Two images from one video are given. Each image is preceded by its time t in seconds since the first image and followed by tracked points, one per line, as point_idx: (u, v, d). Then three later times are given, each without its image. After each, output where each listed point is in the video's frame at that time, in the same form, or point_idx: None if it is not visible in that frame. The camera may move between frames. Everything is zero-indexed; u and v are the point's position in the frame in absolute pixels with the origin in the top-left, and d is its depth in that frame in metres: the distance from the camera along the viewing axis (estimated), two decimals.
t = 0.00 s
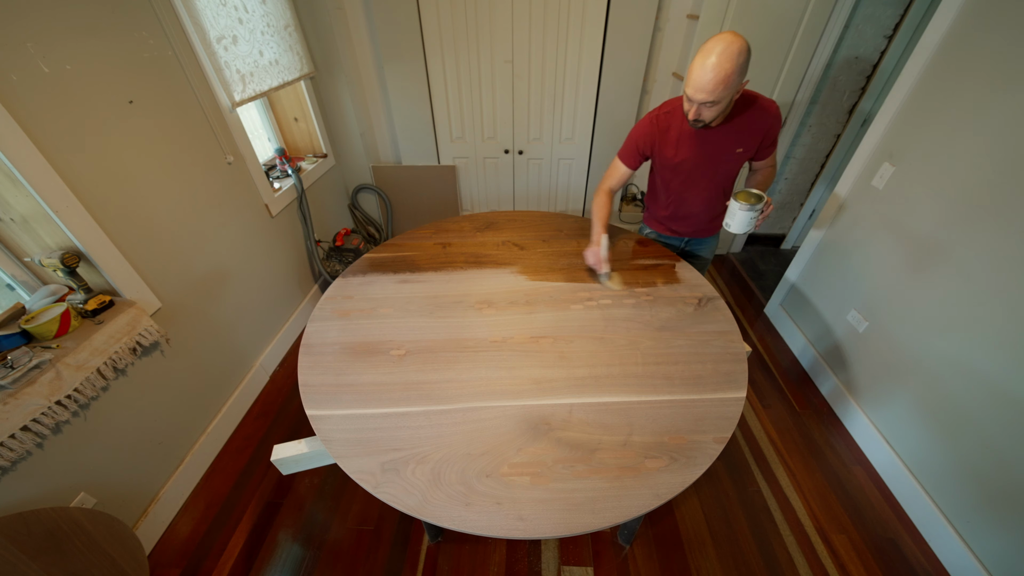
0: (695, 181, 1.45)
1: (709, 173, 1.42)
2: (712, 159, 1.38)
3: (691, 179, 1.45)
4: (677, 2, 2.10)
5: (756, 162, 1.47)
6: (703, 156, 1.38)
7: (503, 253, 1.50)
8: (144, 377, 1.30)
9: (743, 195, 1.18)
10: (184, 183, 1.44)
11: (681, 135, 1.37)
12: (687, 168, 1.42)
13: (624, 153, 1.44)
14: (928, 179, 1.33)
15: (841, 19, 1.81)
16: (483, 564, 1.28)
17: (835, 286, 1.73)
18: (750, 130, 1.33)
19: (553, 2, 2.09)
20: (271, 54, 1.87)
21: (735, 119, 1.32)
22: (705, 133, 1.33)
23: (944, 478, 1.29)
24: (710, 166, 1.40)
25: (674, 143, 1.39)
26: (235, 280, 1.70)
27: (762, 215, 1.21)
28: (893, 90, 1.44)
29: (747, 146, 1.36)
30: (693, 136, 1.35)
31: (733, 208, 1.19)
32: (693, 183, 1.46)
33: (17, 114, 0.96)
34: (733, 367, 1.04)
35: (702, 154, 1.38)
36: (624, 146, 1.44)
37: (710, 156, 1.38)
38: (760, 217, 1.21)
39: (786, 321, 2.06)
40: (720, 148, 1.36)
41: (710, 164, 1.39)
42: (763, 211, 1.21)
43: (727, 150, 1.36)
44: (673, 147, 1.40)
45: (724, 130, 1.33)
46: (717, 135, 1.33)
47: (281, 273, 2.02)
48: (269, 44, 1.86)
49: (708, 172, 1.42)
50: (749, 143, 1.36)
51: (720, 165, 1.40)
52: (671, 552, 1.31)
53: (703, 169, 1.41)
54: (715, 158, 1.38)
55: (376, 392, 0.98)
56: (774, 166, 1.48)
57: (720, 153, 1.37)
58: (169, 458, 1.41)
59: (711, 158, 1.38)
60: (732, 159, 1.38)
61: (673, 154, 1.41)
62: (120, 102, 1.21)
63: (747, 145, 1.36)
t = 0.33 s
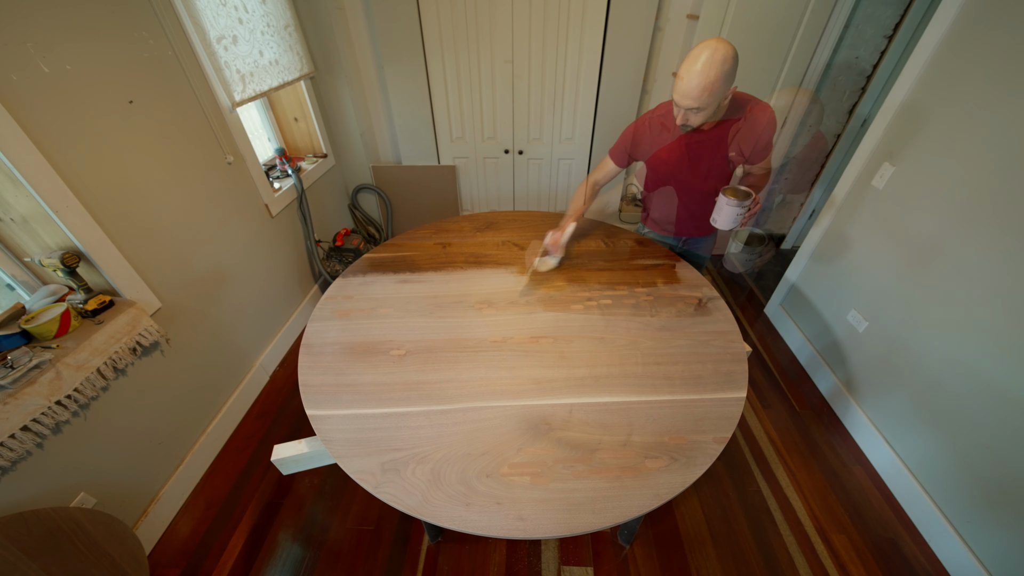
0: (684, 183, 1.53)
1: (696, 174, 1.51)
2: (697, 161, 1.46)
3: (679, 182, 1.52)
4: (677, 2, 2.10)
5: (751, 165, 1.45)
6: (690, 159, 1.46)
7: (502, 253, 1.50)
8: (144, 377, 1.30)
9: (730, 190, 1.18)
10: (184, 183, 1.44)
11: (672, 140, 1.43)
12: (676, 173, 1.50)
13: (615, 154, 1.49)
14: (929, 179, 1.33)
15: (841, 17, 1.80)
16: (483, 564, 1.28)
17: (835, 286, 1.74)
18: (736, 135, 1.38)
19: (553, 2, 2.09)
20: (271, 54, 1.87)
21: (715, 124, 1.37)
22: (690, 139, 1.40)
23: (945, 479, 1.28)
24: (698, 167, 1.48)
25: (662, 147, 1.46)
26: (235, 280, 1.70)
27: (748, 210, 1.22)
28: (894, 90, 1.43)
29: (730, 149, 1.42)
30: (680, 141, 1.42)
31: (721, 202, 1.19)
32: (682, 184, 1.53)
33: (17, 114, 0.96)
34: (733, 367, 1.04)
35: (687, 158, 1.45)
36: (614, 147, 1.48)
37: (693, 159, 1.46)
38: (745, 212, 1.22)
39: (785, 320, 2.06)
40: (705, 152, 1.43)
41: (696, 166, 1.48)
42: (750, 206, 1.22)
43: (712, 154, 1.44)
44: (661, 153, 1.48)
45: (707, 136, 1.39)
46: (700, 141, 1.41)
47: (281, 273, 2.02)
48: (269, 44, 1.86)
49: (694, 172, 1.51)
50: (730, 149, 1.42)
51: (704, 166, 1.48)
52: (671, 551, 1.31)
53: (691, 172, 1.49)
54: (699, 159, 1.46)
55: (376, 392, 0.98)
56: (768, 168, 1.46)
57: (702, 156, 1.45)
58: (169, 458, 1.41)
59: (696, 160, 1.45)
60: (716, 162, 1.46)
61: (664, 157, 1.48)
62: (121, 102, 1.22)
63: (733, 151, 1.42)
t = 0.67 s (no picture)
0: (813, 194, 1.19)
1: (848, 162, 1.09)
2: (831, 157, 1.12)
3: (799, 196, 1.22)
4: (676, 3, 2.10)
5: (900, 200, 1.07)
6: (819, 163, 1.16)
7: (503, 253, 1.50)
8: (144, 377, 1.30)
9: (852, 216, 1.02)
10: (184, 183, 1.44)
11: (799, 139, 1.18)
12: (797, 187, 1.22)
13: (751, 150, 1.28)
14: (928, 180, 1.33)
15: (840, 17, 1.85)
16: (483, 564, 1.28)
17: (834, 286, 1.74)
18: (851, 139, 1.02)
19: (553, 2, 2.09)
20: (271, 54, 1.87)
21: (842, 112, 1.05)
22: (818, 135, 1.13)
23: (944, 478, 1.29)
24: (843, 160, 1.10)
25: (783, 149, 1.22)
26: (235, 280, 1.70)
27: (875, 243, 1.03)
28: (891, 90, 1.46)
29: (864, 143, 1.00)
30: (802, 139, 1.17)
31: (836, 228, 1.03)
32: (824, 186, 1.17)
33: (17, 114, 0.96)
34: (733, 368, 1.04)
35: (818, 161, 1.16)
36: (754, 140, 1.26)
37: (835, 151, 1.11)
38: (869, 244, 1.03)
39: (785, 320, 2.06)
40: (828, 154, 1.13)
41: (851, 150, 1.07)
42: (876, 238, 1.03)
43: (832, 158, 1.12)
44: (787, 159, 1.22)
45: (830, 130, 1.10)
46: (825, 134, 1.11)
47: (281, 273, 2.02)
48: (269, 44, 1.86)
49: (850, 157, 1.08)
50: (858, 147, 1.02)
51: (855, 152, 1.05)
52: (671, 551, 1.31)
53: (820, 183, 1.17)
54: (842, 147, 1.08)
55: (376, 392, 0.98)
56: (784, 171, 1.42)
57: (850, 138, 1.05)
58: (169, 458, 1.40)
59: (829, 161, 1.13)
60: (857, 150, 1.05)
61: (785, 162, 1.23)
62: (121, 102, 1.22)
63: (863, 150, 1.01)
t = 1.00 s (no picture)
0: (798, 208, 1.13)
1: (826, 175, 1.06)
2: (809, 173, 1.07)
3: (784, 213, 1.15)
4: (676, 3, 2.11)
5: (880, 205, 1.13)
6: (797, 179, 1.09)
7: (503, 253, 1.50)
8: (144, 377, 1.30)
9: (826, 225, 0.97)
10: (184, 183, 1.44)
11: (762, 160, 1.11)
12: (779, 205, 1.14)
13: (710, 172, 1.18)
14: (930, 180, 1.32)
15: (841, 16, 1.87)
16: (483, 564, 1.28)
17: (834, 286, 1.74)
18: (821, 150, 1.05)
19: (553, 2, 2.09)
20: (271, 54, 1.87)
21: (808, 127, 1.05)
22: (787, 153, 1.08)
23: (945, 478, 1.28)
24: (821, 174, 1.06)
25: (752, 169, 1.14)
26: (235, 280, 1.70)
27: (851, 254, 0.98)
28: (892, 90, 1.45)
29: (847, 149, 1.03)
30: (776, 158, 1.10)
31: (808, 237, 0.98)
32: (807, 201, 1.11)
33: (17, 114, 0.96)
34: (733, 368, 1.04)
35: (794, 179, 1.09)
36: (715, 162, 1.16)
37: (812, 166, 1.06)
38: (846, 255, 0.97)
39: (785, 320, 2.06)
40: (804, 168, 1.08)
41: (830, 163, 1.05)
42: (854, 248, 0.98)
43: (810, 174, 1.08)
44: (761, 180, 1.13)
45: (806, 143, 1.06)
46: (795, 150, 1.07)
47: (281, 273, 2.02)
48: (269, 44, 1.86)
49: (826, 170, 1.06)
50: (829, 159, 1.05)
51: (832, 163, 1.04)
52: (671, 551, 1.31)
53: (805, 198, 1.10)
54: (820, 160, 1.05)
55: (376, 392, 0.98)
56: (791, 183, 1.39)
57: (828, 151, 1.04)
58: (169, 459, 1.41)
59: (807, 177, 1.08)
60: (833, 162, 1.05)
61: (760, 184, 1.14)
62: (121, 103, 1.22)
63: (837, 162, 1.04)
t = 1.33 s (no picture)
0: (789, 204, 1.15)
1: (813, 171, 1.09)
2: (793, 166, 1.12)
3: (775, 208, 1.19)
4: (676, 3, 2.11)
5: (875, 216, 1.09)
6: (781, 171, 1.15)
7: (503, 253, 1.50)
8: (144, 377, 1.30)
9: (792, 214, 0.98)
10: (184, 183, 1.44)
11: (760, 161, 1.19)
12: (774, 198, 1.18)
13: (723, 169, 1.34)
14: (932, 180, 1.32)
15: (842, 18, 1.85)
16: (483, 564, 1.28)
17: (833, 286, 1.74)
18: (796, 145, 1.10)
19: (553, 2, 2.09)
20: (271, 54, 1.87)
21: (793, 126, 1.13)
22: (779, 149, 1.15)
23: (944, 478, 1.28)
24: (807, 172, 1.10)
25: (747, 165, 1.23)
26: (235, 280, 1.69)
27: (817, 244, 0.98)
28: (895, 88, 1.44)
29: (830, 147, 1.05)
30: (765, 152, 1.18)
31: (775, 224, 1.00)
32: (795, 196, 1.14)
33: (17, 114, 0.96)
34: (733, 367, 1.04)
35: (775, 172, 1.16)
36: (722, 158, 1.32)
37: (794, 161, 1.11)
38: (807, 242, 0.98)
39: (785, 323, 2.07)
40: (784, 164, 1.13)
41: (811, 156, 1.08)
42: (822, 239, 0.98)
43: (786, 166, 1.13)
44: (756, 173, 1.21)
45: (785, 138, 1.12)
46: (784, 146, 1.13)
47: (281, 273, 2.02)
48: (269, 44, 1.86)
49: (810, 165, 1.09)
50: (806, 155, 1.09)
51: (819, 158, 1.07)
52: (671, 551, 1.31)
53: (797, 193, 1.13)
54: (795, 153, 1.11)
55: (376, 392, 0.98)
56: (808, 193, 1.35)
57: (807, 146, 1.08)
58: (169, 458, 1.41)
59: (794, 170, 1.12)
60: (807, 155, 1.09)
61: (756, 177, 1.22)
62: (121, 103, 1.22)
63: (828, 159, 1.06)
